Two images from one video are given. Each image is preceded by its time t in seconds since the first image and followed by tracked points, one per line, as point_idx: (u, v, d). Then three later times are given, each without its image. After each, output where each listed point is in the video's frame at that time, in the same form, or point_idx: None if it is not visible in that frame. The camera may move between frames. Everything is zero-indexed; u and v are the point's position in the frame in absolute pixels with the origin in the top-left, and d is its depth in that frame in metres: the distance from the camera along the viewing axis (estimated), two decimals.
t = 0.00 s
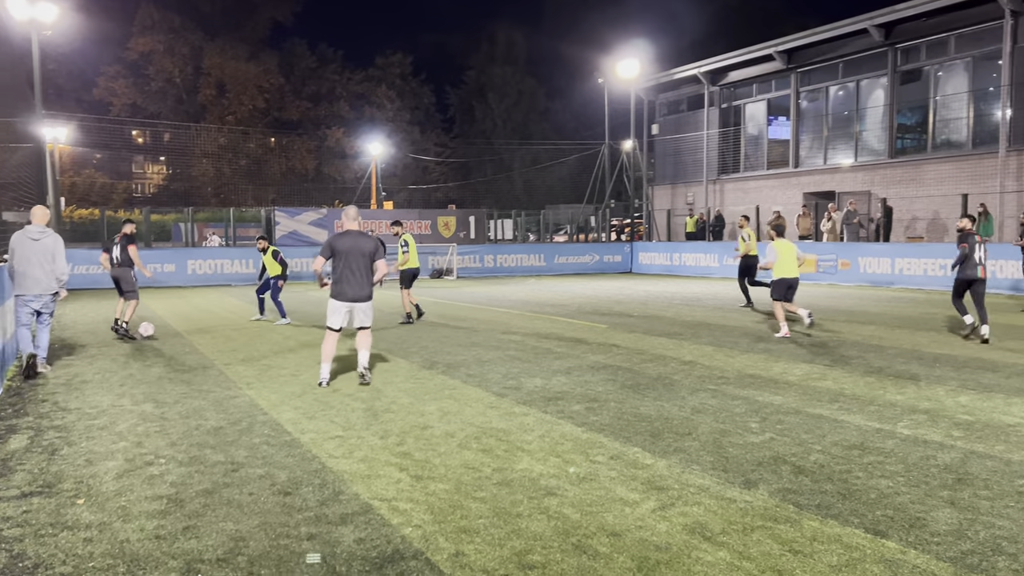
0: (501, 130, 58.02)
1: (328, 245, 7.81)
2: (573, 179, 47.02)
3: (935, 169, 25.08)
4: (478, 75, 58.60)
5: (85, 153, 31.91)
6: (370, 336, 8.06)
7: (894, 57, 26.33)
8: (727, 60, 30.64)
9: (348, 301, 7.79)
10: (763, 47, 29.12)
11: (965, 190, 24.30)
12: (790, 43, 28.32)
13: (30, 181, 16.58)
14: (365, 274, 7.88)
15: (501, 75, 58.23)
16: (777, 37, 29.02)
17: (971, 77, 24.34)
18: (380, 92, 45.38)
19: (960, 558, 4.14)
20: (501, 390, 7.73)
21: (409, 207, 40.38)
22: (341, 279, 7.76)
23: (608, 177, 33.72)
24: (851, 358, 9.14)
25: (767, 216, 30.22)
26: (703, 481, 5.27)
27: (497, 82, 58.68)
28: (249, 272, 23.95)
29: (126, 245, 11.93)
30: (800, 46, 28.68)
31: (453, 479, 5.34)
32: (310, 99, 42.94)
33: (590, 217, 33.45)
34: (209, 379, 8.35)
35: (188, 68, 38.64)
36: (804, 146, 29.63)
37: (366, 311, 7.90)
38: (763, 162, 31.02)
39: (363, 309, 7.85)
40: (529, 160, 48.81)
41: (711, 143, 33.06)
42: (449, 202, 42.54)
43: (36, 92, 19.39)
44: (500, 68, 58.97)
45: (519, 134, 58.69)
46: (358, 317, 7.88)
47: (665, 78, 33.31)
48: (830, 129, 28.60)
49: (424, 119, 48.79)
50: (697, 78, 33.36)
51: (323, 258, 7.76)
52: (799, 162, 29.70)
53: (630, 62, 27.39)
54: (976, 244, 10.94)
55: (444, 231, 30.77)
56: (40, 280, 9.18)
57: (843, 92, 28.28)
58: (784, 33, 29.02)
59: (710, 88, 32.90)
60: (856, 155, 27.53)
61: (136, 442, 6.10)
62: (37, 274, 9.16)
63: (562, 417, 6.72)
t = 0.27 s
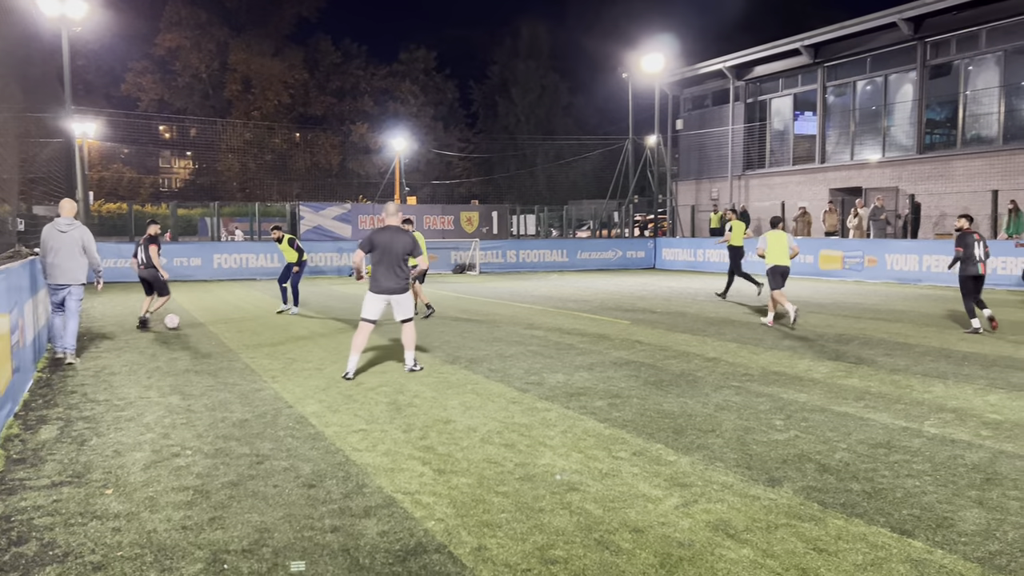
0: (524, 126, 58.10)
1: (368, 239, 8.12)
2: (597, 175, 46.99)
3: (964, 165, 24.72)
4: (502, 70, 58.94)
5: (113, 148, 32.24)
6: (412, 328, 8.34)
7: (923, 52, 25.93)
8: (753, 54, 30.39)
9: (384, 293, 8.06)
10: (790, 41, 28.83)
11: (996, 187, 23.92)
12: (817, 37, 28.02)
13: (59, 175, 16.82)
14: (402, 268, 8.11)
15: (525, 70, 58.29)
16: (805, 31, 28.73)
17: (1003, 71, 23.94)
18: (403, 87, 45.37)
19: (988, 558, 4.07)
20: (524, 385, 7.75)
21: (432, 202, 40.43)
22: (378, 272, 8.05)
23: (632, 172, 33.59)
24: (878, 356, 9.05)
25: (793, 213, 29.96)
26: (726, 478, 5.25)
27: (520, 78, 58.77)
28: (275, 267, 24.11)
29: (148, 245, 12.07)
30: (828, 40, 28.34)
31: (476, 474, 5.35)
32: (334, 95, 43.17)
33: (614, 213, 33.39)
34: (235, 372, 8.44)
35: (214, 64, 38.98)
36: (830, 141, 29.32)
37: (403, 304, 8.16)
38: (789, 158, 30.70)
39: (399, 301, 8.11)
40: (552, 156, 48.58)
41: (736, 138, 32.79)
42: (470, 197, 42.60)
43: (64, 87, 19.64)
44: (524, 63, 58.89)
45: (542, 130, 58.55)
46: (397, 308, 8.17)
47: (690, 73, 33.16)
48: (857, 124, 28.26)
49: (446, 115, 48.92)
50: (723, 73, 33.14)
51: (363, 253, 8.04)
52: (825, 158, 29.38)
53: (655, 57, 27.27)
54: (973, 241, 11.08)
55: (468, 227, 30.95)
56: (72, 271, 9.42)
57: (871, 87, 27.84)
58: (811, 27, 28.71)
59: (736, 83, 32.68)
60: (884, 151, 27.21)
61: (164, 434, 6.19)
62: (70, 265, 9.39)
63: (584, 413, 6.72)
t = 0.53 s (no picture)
0: (537, 122, 58.11)
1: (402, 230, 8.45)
2: (610, 172, 47.00)
3: (981, 163, 24.51)
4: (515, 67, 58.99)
5: (129, 144, 32.42)
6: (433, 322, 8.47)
7: (940, 48, 25.71)
8: (767, 51, 30.22)
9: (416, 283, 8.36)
10: (805, 37, 28.66)
11: (1014, 184, 23.69)
12: (832, 33, 27.84)
13: (75, 171, 16.94)
14: (434, 259, 8.42)
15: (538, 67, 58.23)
16: (820, 27, 28.54)
17: (1021, 68, 23.70)
18: (416, 84, 45.18)
19: (1003, 559, 4.04)
20: (536, 382, 7.75)
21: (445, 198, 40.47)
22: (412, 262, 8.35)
23: (645, 169, 33.48)
24: (893, 355, 8.99)
25: (807, 210, 29.79)
26: (738, 476, 5.24)
27: (533, 74, 58.66)
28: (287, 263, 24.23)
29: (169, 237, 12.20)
30: (844, 36, 28.12)
31: (488, 470, 5.36)
32: (348, 92, 43.26)
33: (626, 210, 33.34)
34: (248, 367, 8.48)
35: (228, 61, 39.15)
36: (846, 138, 29.10)
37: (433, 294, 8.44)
38: (803, 155, 30.56)
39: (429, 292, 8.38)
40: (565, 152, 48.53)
41: (750, 135, 32.61)
42: (482, 194, 42.61)
43: (80, 83, 19.77)
44: (537, 59, 58.75)
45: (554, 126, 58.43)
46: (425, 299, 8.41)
47: (704, 69, 33.03)
48: (873, 121, 28.07)
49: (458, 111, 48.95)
50: (737, 69, 32.97)
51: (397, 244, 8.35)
52: (840, 155, 29.17)
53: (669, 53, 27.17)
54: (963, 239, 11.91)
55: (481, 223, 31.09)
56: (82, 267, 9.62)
57: (887, 84, 27.68)
58: (827, 23, 28.51)
59: (750, 80, 32.47)
60: (900, 148, 27.01)
61: (178, 428, 6.23)
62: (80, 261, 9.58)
63: (596, 410, 6.72)
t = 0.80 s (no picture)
0: (544, 119, 58.04)
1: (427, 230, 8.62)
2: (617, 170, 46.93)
3: (991, 160, 24.38)
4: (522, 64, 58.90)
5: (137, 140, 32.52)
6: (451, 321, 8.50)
7: (949, 45, 25.57)
8: (776, 48, 30.10)
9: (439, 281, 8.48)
10: (814, 35, 28.54)
11: None
12: (841, 30, 27.72)
13: (84, 168, 17.00)
14: (458, 259, 8.54)
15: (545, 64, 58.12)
16: (829, 25, 28.42)
17: None
18: (424, 81, 45.16)
19: (1011, 558, 4.02)
20: (542, 379, 7.76)
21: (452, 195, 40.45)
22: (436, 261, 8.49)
23: (653, 166, 33.38)
24: (901, 353, 8.96)
25: (815, 208, 29.68)
26: (745, 474, 5.24)
27: (541, 71, 58.55)
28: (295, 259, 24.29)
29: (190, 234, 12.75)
30: (853, 33, 27.97)
31: (495, 467, 5.36)
32: (355, 89, 43.28)
33: (634, 208, 33.28)
34: (256, 363, 8.51)
35: (236, 58, 39.19)
36: (854, 136, 28.96)
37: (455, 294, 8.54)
38: (812, 152, 30.48)
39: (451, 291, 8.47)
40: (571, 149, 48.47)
41: (758, 133, 32.49)
42: (489, 190, 42.58)
43: (89, 80, 19.84)
44: (545, 56, 58.62)
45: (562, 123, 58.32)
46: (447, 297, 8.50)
47: (712, 66, 32.92)
48: (881, 119, 27.94)
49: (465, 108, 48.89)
50: (746, 67, 32.86)
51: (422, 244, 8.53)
52: (849, 153, 29.03)
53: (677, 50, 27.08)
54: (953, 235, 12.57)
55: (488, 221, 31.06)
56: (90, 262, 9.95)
57: (896, 81, 27.57)
58: (836, 21, 28.38)
59: (759, 77, 32.36)
60: (909, 146, 26.89)
61: (185, 425, 6.25)
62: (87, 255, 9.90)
63: (603, 408, 6.72)
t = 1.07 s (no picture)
0: (547, 117, 57.97)
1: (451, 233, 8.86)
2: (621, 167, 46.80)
3: (996, 158, 24.31)
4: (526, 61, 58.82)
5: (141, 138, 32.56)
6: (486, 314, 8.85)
7: (955, 43, 25.49)
8: (780, 46, 30.02)
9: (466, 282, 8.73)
10: (818, 32, 28.47)
11: None
12: (845, 28, 27.65)
13: (89, 165, 17.03)
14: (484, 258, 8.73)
15: (548, 61, 58.04)
16: (833, 22, 28.33)
17: None
18: (428, 78, 45.02)
19: (1014, 558, 4.02)
20: (546, 376, 7.78)
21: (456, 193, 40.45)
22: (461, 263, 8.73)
23: (657, 164, 33.32)
24: (905, 352, 8.95)
25: (819, 206, 29.61)
26: (748, 472, 5.23)
27: (545, 69, 58.46)
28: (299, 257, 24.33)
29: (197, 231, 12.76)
30: (859, 31, 27.87)
31: (498, 464, 5.37)
32: (359, 86, 43.29)
33: (638, 206, 33.26)
34: (260, 360, 8.52)
35: (241, 55, 39.22)
36: (858, 133, 28.88)
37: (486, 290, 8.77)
38: (816, 150, 30.40)
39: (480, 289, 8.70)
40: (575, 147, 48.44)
41: (762, 131, 32.44)
42: (493, 188, 42.57)
43: (94, 77, 19.87)
44: (549, 53, 58.53)
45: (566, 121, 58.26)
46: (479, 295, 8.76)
47: (717, 64, 32.86)
48: (886, 117, 27.85)
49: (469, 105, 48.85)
50: (750, 64, 32.78)
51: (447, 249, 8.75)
52: (853, 150, 28.96)
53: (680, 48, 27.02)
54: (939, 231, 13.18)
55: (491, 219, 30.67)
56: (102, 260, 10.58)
57: (901, 79, 27.48)
58: (841, 18, 28.29)
59: (763, 74, 32.30)
60: (913, 144, 26.80)
61: (190, 422, 6.27)
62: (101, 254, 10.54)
63: (606, 406, 6.72)
